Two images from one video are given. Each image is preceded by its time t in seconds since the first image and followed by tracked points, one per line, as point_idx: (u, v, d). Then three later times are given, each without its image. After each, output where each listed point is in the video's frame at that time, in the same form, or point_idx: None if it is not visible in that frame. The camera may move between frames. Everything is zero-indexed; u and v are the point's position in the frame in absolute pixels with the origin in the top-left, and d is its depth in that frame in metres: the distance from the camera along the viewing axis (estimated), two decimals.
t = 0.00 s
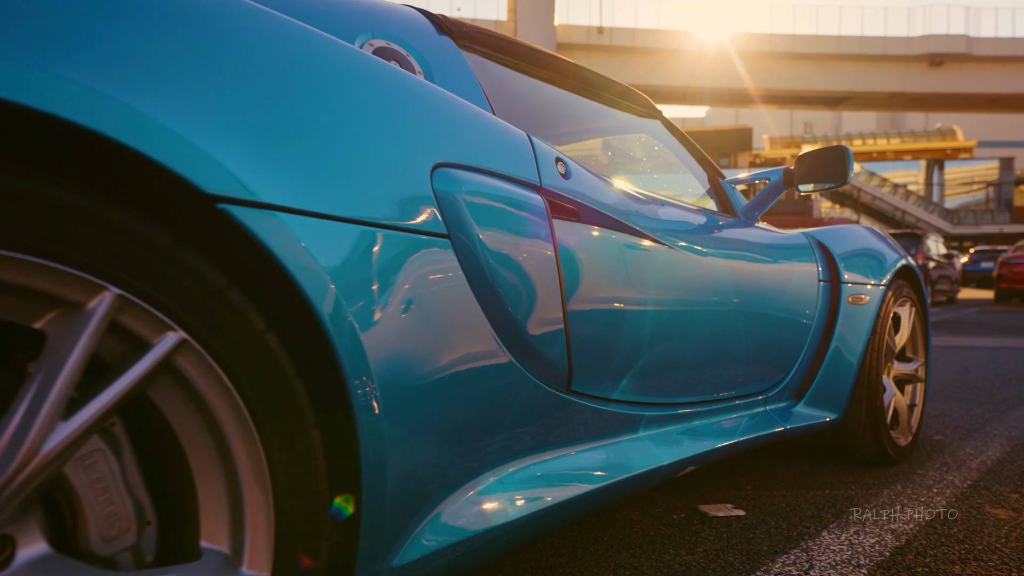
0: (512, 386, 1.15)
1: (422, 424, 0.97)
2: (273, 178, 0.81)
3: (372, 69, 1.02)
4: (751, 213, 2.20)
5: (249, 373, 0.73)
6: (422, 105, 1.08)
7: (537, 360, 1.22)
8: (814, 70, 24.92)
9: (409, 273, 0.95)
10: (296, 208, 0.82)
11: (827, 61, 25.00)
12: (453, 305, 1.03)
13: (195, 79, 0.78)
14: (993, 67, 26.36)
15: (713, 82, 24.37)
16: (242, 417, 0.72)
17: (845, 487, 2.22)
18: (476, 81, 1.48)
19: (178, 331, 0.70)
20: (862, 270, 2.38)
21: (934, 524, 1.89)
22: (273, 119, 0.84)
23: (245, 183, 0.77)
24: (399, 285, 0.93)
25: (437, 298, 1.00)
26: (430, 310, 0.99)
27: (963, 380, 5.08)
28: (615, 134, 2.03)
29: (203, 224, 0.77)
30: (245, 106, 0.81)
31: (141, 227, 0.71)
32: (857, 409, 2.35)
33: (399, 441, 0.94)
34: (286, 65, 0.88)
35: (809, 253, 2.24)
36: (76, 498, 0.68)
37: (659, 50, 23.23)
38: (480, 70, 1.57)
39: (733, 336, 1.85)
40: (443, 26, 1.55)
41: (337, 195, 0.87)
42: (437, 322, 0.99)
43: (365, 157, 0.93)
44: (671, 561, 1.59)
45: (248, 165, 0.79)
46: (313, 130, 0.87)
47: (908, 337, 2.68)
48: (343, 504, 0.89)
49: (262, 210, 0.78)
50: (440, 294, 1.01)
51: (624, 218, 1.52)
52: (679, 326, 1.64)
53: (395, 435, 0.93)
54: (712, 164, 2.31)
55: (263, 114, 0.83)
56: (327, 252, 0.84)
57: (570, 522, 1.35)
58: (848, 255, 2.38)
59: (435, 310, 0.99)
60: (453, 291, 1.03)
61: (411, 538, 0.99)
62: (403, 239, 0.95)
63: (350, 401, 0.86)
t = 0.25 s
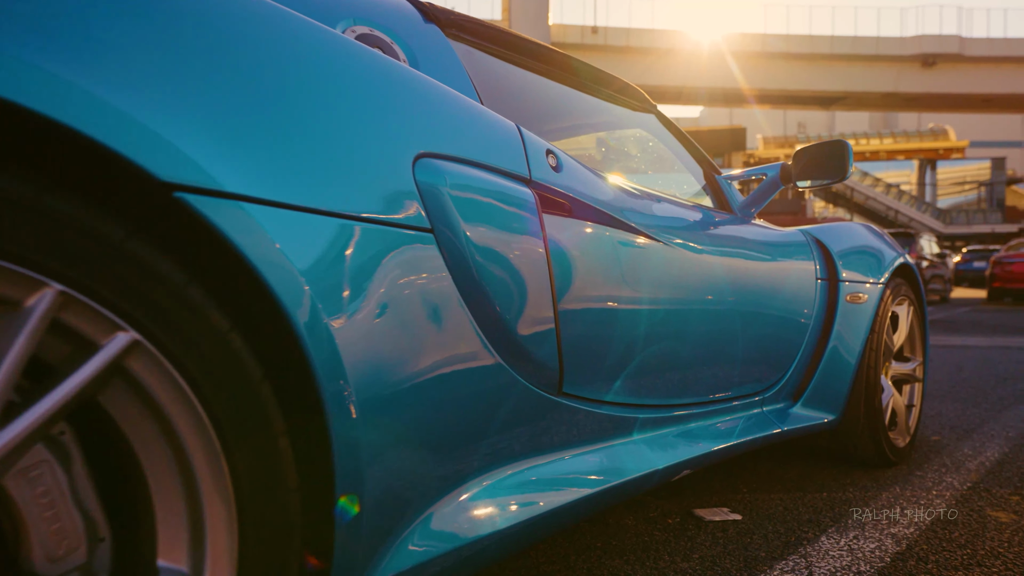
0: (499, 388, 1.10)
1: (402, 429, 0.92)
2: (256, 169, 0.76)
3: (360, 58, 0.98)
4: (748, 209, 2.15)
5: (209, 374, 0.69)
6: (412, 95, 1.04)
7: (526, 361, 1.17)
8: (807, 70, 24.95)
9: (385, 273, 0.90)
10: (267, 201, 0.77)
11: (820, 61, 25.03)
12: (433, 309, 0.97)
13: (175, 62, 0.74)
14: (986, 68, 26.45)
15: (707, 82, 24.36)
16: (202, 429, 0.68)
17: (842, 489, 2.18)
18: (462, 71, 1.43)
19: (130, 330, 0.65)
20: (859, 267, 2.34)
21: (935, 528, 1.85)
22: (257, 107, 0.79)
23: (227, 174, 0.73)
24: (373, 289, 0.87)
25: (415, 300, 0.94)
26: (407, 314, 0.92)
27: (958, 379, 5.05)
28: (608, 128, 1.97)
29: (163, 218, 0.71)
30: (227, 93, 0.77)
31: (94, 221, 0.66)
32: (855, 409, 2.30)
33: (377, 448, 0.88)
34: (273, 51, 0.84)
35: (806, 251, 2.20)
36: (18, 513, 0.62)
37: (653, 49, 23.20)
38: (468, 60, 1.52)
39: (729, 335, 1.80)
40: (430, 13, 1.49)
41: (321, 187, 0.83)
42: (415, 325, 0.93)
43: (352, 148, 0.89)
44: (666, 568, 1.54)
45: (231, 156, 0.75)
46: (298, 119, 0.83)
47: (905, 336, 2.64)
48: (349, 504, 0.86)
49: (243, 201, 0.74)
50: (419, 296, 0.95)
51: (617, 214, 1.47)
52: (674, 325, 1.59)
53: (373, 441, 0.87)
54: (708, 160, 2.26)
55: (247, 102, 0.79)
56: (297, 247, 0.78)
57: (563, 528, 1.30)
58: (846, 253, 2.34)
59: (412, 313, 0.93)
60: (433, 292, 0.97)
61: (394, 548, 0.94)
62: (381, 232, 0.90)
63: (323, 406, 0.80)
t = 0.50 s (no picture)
0: (482, 394, 1.05)
1: (376, 439, 0.87)
2: (225, 167, 0.72)
3: (347, 52, 0.94)
4: (742, 208, 2.11)
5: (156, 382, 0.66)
6: (401, 92, 1.00)
7: (512, 367, 1.12)
8: (799, 71, 25.01)
9: (353, 279, 0.84)
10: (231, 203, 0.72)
11: (812, 62, 25.10)
12: (405, 317, 0.91)
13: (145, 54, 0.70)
14: (975, 69, 26.60)
15: (699, 82, 24.38)
16: (152, 446, 0.65)
17: (838, 494, 2.13)
18: (445, 64, 1.37)
19: (68, 337, 0.62)
20: (855, 268, 2.30)
21: (932, 535, 1.81)
22: (231, 103, 0.76)
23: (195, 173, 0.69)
24: (335, 299, 0.81)
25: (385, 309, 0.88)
26: (374, 322, 0.86)
27: (951, 380, 5.03)
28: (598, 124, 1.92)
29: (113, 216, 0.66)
30: (200, 87, 0.73)
31: (34, 221, 0.62)
32: (851, 412, 2.26)
33: (349, 462, 0.83)
34: (252, 43, 0.81)
35: (801, 251, 2.16)
36: None
37: (646, 49, 23.20)
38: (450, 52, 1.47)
39: (723, 338, 1.75)
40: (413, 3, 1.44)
41: (292, 186, 0.78)
42: (388, 330, 0.88)
43: (328, 145, 0.84)
44: None
45: (199, 152, 0.71)
46: (275, 117, 0.79)
47: (901, 338, 2.60)
48: (356, 504, 0.85)
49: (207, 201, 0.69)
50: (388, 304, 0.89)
51: (609, 212, 1.42)
52: (667, 329, 1.54)
53: (345, 453, 0.82)
54: (701, 158, 2.21)
55: (220, 96, 0.75)
56: (259, 247, 0.73)
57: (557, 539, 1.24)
58: (841, 253, 2.29)
59: (380, 322, 0.87)
60: (405, 299, 0.91)
61: (376, 562, 0.90)
62: (353, 229, 0.85)
63: (288, 417, 0.75)
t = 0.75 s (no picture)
0: (461, 401, 1.00)
1: (343, 450, 0.82)
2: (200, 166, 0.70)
3: (335, 48, 0.91)
4: (736, 206, 2.06)
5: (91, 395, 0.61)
6: (390, 88, 0.97)
7: (494, 371, 1.06)
8: (791, 72, 25.06)
9: (308, 287, 0.77)
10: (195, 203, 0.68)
11: (803, 62, 25.16)
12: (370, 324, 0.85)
13: (118, 49, 0.68)
14: (965, 70, 26.74)
15: (691, 82, 24.38)
16: (86, 466, 0.61)
17: (833, 499, 2.09)
18: (426, 54, 1.32)
19: None
20: (850, 267, 2.25)
21: (929, 541, 1.76)
22: (210, 98, 0.73)
23: (167, 173, 0.67)
24: (281, 313, 0.75)
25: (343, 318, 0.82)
26: (330, 335, 0.80)
27: (943, 381, 5.01)
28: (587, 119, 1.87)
29: (52, 215, 0.61)
30: (176, 82, 0.71)
31: None
32: (846, 414, 2.22)
33: (312, 473, 0.78)
34: (240, 38, 0.78)
35: (796, 251, 2.11)
36: None
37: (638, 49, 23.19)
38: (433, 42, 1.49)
39: (716, 340, 1.70)
40: None
41: (265, 184, 0.75)
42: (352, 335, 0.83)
43: (307, 142, 0.81)
44: None
45: (172, 151, 0.68)
46: (265, 115, 0.77)
47: (896, 339, 2.56)
48: (362, 503, 0.86)
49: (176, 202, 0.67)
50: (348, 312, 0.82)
51: (598, 211, 1.37)
52: (658, 331, 1.49)
53: (308, 465, 0.77)
54: (694, 155, 2.16)
55: (196, 91, 0.72)
56: (210, 247, 0.68)
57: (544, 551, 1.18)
58: (836, 252, 2.25)
59: (339, 334, 0.81)
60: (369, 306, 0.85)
61: None
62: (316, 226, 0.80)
63: (243, 427, 0.70)
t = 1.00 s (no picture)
0: (434, 407, 0.95)
1: (302, 459, 0.78)
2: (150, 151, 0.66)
3: (294, 24, 0.87)
4: (728, 203, 2.01)
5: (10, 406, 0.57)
6: (354, 68, 0.93)
7: (470, 375, 1.01)
8: (783, 72, 25.10)
9: (257, 283, 0.73)
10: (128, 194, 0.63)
11: (795, 62, 25.20)
12: (334, 321, 0.80)
13: (57, 27, 0.63)
14: (955, 71, 26.87)
15: (684, 82, 24.38)
16: (0, 493, 0.57)
17: (827, 502, 2.04)
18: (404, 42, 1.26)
19: None
20: (844, 265, 2.21)
21: (924, 546, 1.72)
22: (153, 84, 0.68)
23: (107, 159, 0.63)
24: (224, 314, 0.69)
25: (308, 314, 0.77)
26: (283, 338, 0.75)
27: (935, 380, 4.99)
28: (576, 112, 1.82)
29: None
30: (113, 64, 0.66)
31: None
32: (841, 416, 2.17)
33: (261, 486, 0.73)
34: (190, 23, 0.73)
35: (790, 249, 2.07)
36: None
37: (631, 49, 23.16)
38: (415, 28, 1.45)
39: (708, 341, 1.66)
40: None
41: (221, 173, 0.71)
42: (314, 333, 0.78)
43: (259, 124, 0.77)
44: None
45: (114, 135, 0.64)
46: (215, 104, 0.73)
47: (890, 338, 2.52)
48: (370, 503, 0.89)
49: (123, 194, 0.63)
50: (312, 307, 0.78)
51: (586, 206, 1.31)
52: (649, 331, 1.44)
53: (257, 477, 0.73)
54: (685, 150, 2.11)
55: (146, 74, 0.68)
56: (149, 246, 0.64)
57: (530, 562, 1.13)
58: (830, 250, 2.21)
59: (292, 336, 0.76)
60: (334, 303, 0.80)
61: None
62: (268, 215, 0.75)
63: (187, 437, 0.66)
